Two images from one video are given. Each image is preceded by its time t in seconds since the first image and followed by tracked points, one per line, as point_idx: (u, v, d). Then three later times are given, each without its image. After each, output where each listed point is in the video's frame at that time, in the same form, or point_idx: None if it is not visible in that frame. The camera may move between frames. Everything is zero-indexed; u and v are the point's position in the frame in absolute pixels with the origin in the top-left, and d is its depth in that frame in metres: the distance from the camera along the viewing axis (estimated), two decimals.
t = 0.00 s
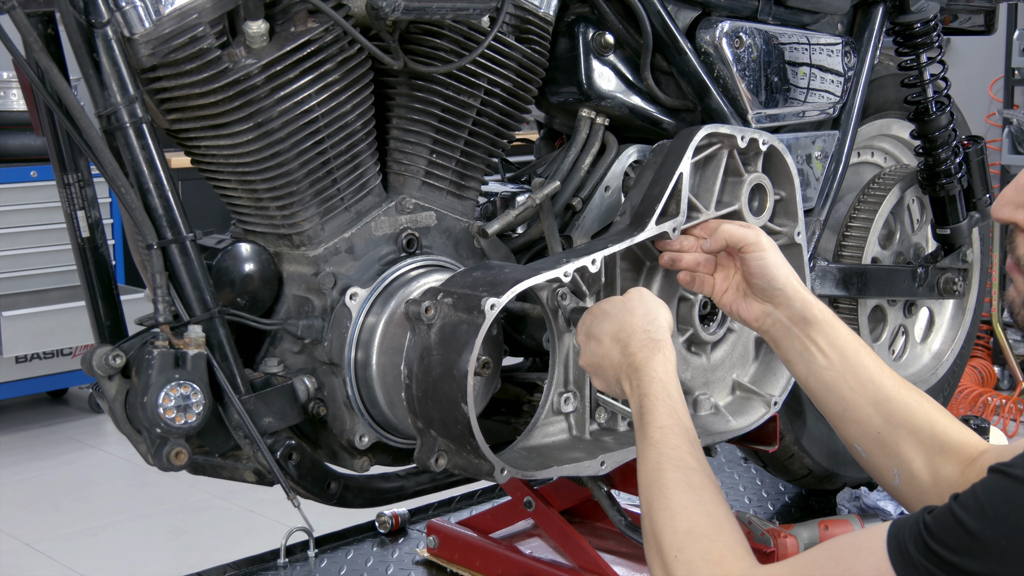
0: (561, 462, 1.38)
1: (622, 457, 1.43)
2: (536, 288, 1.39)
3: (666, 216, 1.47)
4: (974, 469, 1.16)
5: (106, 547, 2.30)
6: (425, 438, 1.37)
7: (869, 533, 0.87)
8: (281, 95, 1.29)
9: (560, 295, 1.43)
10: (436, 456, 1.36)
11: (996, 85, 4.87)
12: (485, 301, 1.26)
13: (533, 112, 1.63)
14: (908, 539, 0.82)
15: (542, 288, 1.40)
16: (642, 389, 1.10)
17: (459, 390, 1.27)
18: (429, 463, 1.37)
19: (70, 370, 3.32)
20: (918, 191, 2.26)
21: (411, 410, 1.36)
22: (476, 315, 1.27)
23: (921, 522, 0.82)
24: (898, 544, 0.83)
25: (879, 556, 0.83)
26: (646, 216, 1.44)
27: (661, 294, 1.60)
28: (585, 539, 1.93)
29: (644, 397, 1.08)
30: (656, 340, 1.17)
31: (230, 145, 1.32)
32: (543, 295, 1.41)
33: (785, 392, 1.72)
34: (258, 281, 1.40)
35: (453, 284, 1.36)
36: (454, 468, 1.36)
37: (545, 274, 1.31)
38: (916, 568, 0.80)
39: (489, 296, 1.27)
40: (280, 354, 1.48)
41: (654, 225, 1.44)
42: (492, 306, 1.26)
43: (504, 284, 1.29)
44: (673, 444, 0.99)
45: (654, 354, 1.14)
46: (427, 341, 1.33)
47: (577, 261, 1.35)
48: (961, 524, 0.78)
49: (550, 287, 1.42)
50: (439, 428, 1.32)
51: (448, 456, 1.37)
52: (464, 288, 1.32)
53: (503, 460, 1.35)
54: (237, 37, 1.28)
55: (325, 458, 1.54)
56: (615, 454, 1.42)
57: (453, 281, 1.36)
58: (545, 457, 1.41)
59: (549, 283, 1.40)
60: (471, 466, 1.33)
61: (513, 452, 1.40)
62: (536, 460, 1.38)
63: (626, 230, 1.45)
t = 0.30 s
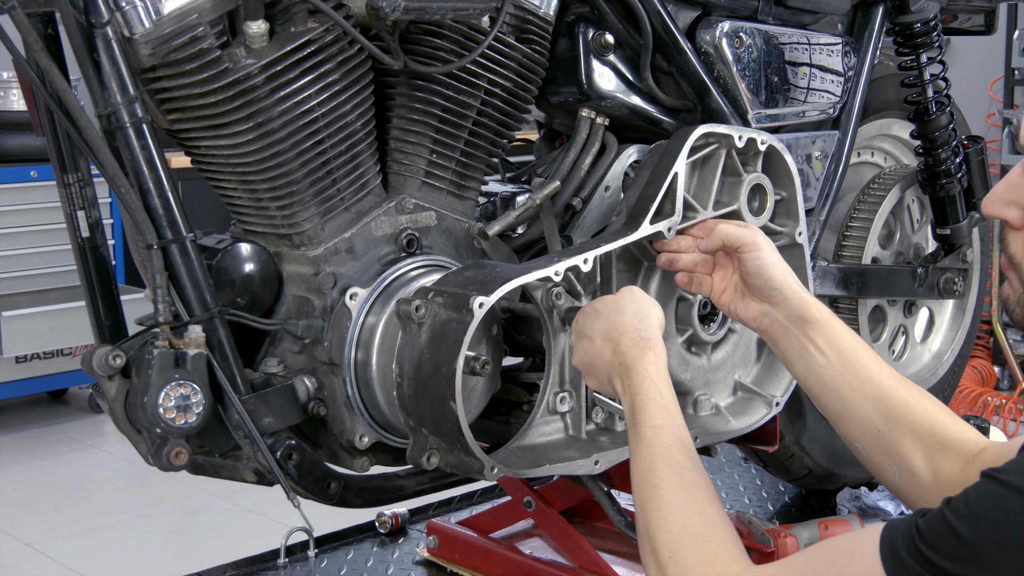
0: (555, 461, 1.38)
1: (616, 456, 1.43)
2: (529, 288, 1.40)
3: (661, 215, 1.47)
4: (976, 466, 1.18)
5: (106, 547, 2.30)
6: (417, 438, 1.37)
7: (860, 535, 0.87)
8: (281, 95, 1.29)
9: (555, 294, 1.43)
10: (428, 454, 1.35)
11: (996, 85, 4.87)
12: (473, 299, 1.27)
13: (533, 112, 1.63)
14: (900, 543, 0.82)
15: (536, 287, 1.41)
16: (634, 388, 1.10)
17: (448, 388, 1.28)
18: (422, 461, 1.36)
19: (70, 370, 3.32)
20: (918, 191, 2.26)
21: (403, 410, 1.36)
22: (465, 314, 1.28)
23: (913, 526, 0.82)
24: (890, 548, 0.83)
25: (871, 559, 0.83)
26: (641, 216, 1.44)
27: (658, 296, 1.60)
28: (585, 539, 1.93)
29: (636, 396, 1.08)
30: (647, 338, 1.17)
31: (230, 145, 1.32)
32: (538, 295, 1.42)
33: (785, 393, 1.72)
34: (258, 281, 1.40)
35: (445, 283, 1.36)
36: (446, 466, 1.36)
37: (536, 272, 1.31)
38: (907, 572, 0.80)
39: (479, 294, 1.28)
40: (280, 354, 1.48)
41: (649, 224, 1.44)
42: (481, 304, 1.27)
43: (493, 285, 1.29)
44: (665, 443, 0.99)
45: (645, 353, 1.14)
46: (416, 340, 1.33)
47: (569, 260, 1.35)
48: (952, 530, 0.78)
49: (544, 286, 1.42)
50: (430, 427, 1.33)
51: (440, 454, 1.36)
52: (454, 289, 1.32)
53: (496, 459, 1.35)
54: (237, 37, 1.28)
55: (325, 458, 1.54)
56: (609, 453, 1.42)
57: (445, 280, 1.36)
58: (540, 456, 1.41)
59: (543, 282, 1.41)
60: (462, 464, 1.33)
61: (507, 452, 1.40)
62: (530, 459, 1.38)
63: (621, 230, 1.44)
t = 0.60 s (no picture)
0: (551, 461, 1.38)
1: (613, 456, 1.43)
2: (526, 288, 1.40)
3: (658, 215, 1.47)
4: (976, 464, 1.18)
5: (106, 547, 2.30)
6: (413, 437, 1.37)
7: (854, 540, 0.87)
8: (281, 95, 1.29)
9: (552, 294, 1.43)
10: (424, 454, 1.35)
11: (996, 85, 4.86)
12: (467, 299, 1.27)
13: (533, 112, 1.63)
14: (892, 549, 0.82)
15: (532, 287, 1.41)
16: (628, 389, 1.10)
17: (441, 388, 1.28)
18: (417, 461, 1.36)
19: (70, 370, 3.32)
20: (918, 191, 2.26)
21: (399, 409, 1.36)
22: (459, 315, 1.28)
23: (906, 532, 0.82)
24: (883, 553, 0.83)
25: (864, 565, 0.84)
26: (637, 216, 1.44)
27: (655, 296, 1.60)
28: (585, 539, 1.93)
29: (631, 398, 1.08)
30: (641, 338, 1.17)
31: (230, 146, 1.32)
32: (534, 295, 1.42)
33: (786, 394, 1.72)
34: (258, 281, 1.40)
35: (440, 283, 1.36)
36: (441, 466, 1.36)
37: (530, 271, 1.31)
38: None
39: (473, 294, 1.28)
40: (280, 354, 1.48)
41: (645, 225, 1.44)
42: (474, 304, 1.27)
43: (487, 284, 1.29)
44: (661, 445, 1.00)
45: (639, 353, 1.14)
46: (411, 342, 1.34)
47: (564, 261, 1.35)
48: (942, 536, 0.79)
49: (541, 287, 1.42)
50: (426, 427, 1.33)
51: (436, 454, 1.36)
52: (449, 289, 1.32)
53: (492, 459, 1.35)
54: (237, 37, 1.28)
55: (325, 458, 1.54)
56: (606, 453, 1.42)
57: (440, 281, 1.36)
58: (537, 456, 1.41)
59: (539, 282, 1.41)
60: (457, 464, 1.33)
61: (503, 452, 1.40)
62: (526, 459, 1.38)
63: (617, 229, 1.44)
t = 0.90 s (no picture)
0: (550, 461, 1.38)
1: (612, 456, 1.43)
2: (524, 288, 1.40)
3: (657, 215, 1.47)
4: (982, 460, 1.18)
5: (106, 547, 2.29)
6: (412, 437, 1.37)
7: (854, 540, 0.87)
8: (281, 95, 1.29)
9: (551, 294, 1.43)
10: (422, 453, 1.35)
11: (997, 85, 4.86)
12: (465, 298, 1.27)
13: (533, 112, 1.63)
14: (891, 550, 0.82)
15: (532, 287, 1.41)
16: (626, 389, 1.10)
17: (439, 387, 1.28)
18: (416, 461, 1.36)
19: (70, 370, 3.32)
20: (918, 191, 2.26)
21: (398, 408, 1.36)
22: (458, 314, 1.28)
23: (905, 533, 0.82)
24: (883, 554, 0.83)
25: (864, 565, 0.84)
26: (637, 216, 1.44)
27: (655, 296, 1.60)
28: (585, 539, 1.93)
29: (628, 397, 1.08)
30: (638, 338, 1.17)
31: (230, 146, 1.32)
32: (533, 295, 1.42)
33: (786, 394, 1.72)
34: (258, 281, 1.40)
35: (439, 283, 1.36)
36: (440, 465, 1.36)
37: (530, 271, 1.31)
38: None
39: (472, 293, 1.28)
40: (280, 354, 1.48)
41: (644, 224, 1.44)
42: (472, 304, 1.27)
43: (486, 284, 1.29)
44: (658, 445, 1.00)
45: (637, 352, 1.14)
46: (409, 341, 1.34)
47: (563, 260, 1.35)
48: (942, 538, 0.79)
49: (540, 287, 1.43)
50: (424, 426, 1.33)
51: (434, 454, 1.36)
52: (448, 288, 1.32)
53: (491, 459, 1.35)
54: (237, 37, 1.28)
55: (325, 458, 1.54)
56: (605, 453, 1.41)
57: (439, 281, 1.36)
58: (536, 456, 1.41)
59: (539, 281, 1.41)
60: (455, 463, 1.33)
61: (502, 451, 1.40)
62: (525, 459, 1.38)
63: (617, 229, 1.44)
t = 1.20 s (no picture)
0: (550, 460, 1.38)
1: (612, 456, 1.43)
2: (524, 287, 1.40)
3: (656, 214, 1.48)
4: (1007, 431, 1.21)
5: (106, 547, 2.29)
6: (411, 437, 1.37)
7: (856, 539, 0.87)
8: (281, 95, 1.29)
9: (550, 294, 1.43)
10: (422, 453, 1.35)
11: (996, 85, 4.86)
12: (465, 298, 1.27)
13: (533, 112, 1.63)
14: (894, 549, 0.82)
15: (531, 287, 1.41)
16: (626, 388, 1.10)
17: (438, 387, 1.28)
18: (415, 461, 1.36)
19: (70, 370, 3.33)
20: (918, 191, 2.26)
21: (398, 408, 1.36)
22: (457, 313, 1.28)
23: (908, 532, 0.82)
24: (886, 553, 0.83)
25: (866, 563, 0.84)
26: (636, 215, 1.44)
27: (655, 296, 1.59)
28: (585, 539, 1.93)
29: (628, 397, 1.08)
30: (638, 338, 1.17)
31: (230, 146, 1.32)
32: (533, 295, 1.42)
33: (785, 394, 1.72)
34: (258, 281, 1.40)
35: (438, 282, 1.36)
36: (439, 464, 1.36)
37: (530, 271, 1.31)
38: None
39: (471, 293, 1.28)
40: (280, 354, 1.48)
41: (644, 224, 1.44)
42: (472, 304, 1.27)
43: (486, 283, 1.29)
44: (658, 443, 1.00)
45: (636, 352, 1.14)
46: (409, 340, 1.34)
47: (563, 260, 1.35)
48: (946, 536, 0.78)
49: (539, 286, 1.42)
50: (424, 427, 1.33)
51: (434, 453, 1.36)
52: (447, 288, 1.32)
53: (490, 459, 1.35)
54: (237, 37, 1.28)
55: (325, 458, 1.54)
56: (605, 453, 1.41)
57: (438, 280, 1.36)
58: (536, 455, 1.41)
59: (538, 281, 1.41)
60: (455, 463, 1.33)
61: (501, 451, 1.40)
62: (524, 459, 1.38)
63: (616, 229, 1.44)
